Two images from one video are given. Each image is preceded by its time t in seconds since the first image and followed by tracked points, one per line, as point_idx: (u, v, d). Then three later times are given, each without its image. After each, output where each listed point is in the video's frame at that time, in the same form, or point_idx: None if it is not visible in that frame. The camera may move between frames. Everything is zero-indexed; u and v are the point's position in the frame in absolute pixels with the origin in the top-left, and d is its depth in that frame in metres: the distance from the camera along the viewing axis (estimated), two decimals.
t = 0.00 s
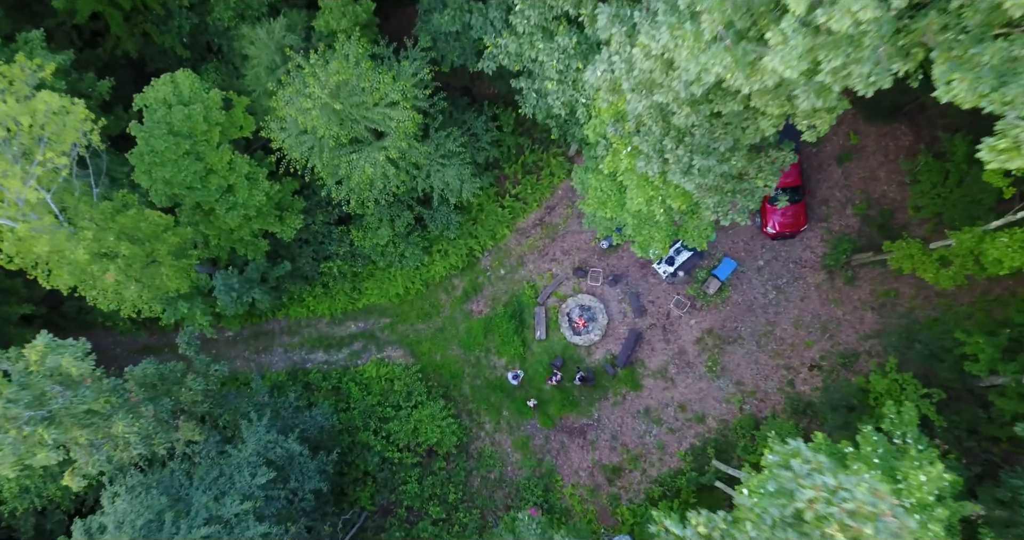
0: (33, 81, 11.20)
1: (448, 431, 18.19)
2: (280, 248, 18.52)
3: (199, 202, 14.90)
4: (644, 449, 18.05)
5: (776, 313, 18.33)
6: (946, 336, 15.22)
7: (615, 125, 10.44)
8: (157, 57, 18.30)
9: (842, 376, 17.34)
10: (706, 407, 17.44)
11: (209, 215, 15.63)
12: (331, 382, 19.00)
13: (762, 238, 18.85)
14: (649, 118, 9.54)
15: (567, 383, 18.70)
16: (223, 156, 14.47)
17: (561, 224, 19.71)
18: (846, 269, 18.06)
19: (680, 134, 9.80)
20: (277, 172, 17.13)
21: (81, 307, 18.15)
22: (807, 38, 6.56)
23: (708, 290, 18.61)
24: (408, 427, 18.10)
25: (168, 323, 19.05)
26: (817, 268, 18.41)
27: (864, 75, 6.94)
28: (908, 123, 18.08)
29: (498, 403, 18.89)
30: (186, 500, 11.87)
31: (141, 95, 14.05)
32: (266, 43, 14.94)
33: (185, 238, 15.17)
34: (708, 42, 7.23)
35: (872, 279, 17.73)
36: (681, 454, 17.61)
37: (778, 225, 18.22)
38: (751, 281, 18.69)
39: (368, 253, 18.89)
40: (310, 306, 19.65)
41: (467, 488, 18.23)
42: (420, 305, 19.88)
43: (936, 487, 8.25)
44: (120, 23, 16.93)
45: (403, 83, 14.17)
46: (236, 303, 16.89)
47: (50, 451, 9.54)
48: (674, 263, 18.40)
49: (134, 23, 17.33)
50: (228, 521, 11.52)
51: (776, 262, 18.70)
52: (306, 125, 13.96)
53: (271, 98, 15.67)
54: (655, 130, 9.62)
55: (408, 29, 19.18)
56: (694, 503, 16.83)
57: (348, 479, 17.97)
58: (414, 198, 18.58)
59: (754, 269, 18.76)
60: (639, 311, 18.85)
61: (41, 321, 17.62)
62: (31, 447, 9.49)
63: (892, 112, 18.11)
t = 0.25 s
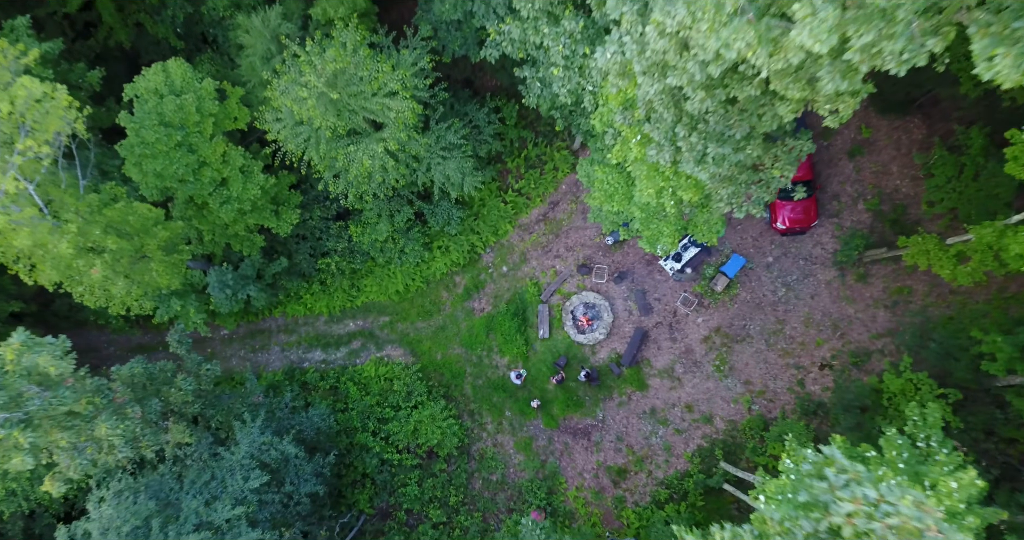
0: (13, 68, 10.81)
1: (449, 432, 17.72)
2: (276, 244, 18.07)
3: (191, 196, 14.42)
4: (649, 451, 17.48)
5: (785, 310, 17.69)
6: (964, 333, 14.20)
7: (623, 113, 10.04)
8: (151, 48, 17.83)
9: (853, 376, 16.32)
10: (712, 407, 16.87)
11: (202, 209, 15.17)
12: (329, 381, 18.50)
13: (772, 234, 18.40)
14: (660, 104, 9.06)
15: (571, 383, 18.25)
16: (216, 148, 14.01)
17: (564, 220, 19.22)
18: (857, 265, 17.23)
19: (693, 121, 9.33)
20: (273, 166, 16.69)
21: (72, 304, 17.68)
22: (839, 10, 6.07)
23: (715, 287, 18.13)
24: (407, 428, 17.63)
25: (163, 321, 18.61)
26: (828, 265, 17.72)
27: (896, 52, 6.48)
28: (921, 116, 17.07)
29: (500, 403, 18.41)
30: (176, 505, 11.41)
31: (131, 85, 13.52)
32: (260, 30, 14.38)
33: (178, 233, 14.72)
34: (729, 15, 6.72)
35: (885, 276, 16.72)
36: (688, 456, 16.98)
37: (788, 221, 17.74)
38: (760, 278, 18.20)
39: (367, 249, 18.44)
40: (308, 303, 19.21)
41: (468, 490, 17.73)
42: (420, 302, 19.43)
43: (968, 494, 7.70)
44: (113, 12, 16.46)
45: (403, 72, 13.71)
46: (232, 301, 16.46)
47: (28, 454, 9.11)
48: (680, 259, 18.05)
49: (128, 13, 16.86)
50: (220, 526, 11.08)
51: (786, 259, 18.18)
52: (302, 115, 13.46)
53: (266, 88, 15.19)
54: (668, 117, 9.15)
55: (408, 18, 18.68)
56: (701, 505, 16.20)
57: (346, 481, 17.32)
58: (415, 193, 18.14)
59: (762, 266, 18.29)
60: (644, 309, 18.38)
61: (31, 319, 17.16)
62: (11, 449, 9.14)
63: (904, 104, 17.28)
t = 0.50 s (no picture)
0: None
1: (447, 435, 17.28)
2: (270, 242, 17.61)
3: (180, 191, 13.97)
4: (652, 454, 17.03)
5: (791, 310, 17.16)
6: (976, 333, 13.68)
7: (628, 103, 9.63)
8: (141, 41, 17.36)
9: (861, 377, 15.77)
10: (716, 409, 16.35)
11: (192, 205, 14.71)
12: (324, 383, 18.02)
13: (777, 232, 17.83)
14: (667, 92, 8.65)
15: (572, 385, 17.79)
16: (206, 141, 13.55)
17: (565, 218, 18.76)
18: (864, 263, 16.70)
19: (702, 110, 8.89)
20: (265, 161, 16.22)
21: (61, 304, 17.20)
22: None
23: (720, 286, 17.60)
24: (404, 430, 17.18)
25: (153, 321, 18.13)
26: (836, 263, 17.13)
27: (925, 32, 6.10)
28: (930, 111, 16.68)
29: (499, 405, 17.95)
30: (161, 512, 10.99)
31: (118, 76, 13.06)
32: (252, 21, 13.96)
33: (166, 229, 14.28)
34: None
35: (893, 274, 16.24)
36: (692, 459, 16.54)
37: (794, 217, 17.19)
38: (764, 278, 17.63)
39: (362, 247, 17.98)
40: (302, 303, 18.75)
41: (467, 494, 17.28)
42: (417, 302, 18.97)
43: (997, 505, 7.06)
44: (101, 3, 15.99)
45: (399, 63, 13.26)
46: (223, 300, 15.98)
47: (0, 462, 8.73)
48: (684, 258, 17.59)
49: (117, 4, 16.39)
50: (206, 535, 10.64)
51: (792, 257, 17.61)
52: (293, 108, 13.01)
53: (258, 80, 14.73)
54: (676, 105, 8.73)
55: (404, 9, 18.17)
56: (706, 509, 15.75)
57: (341, 485, 16.83)
58: (411, 189, 17.69)
59: (768, 265, 17.69)
60: (647, 308, 17.93)
61: (19, 318, 16.69)
62: None
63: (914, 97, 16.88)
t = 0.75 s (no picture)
0: None
1: (445, 438, 16.84)
2: (263, 239, 17.17)
3: (170, 187, 13.54)
4: (656, 457, 16.58)
5: (798, 310, 16.69)
6: (990, 333, 13.15)
7: (634, 93, 9.28)
8: (132, 34, 16.90)
9: (870, 378, 15.24)
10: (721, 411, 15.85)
11: (183, 201, 14.28)
12: (319, 384, 17.56)
13: (784, 230, 17.38)
14: (676, 80, 8.23)
15: (574, 386, 17.35)
16: (196, 135, 13.11)
17: (567, 215, 18.32)
18: (873, 261, 16.22)
19: (712, 100, 8.46)
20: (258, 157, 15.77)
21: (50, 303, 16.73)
22: None
23: (726, 285, 17.12)
24: (401, 433, 16.73)
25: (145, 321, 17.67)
26: (844, 262, 16.66)
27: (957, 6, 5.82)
28: (941, 106, 16.12)
29: (499, 407, 17.51)
30: (147, 521, 10.58)
31: (105, 68, 12.62)
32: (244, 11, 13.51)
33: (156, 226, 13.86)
34: None
35: (904, 273, 15.75)
36: (697, 462, 16.09)
37: (801, 214, 16.68)
38: (773, 277, 17.17)
39: (359, 245, 17.54)
40: (297, 302, 18.29)
41: (466, 498, 16.82)
42: (415, 301, 18.52)
43: None
44: None
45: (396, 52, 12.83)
46: (215, 299, 15.54)
47: None
48: (687, 257, 17.27)
49: None
50: None
51: (799, 255, 17.16)
52: (286, 100, 12.57)
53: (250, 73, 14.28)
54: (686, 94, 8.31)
55: None
56: (712, 515, 15.29)
57: (337, 489, 16.43)
58: (409, 185, 17.25)
59: (775, 263, 17.27)
60: (651, 308, 17.50)
61: (7, 318, 16.22)
62: None
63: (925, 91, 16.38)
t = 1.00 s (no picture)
0: None
1: (444, 442, 16.37)
2: (258, 237, 16.72)
3: (160, 183, 13.10)
4: (662, 462, 16.12)
5: (807, 310, 16.20)
6: (1005, 334, 12.63)
7: (642, 83, 8.83)
8: (123, 26, 16.44)
9: (880, 380, 14.79)
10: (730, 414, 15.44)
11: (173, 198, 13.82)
12: (316, 386, 17.11)
13: (793, 228, 16.87)
14: (688, 67, 7.82)
15: (577, 389, 16.91)
16: (187, 129, 12.66)
17: (569, 213, 17.87)
18: (884, 261, 15.75)
19: (726, 88, 8.03)
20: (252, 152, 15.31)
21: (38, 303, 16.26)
22: None
23: (732, 285, 16.66)
24: (399, 437, 16.26)
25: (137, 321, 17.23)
26: (854, 261, 16.15)
27: None
28: (954, 101, 15.65)
29: (500, 410, 17.07)
30: (133, 530, 10.16)
31: (92, 60, 12.19)
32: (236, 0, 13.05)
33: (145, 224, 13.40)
34: None
35: (915, 273, 15.28)
36: (704, 467, 15.64)
37: (810, 213, 16.17)
38: (781, 277, 16.66)
39: (355, 243, 17.08)
40: (293, 302, 17.82)
41: (466, 504, 16.36)
42: (414, 301, 18.07)
43: None
44: None
45: (394, 43, 12.37)
46: (208, 299, 15.09)
47: None
48: (693, 256, 16.80)
49: None
50: None
51: (808, 254, 16.64)
52: (280, 93, 12.12)
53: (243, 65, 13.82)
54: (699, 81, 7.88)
55: None
56: (719, 521, 14.83)
57: (333, 495, 15.86)
58: (407, 182, 16.81)
59: (784, 262, 16.76)
60: (656, 308, 17.02)
61: None
62: None
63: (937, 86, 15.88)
